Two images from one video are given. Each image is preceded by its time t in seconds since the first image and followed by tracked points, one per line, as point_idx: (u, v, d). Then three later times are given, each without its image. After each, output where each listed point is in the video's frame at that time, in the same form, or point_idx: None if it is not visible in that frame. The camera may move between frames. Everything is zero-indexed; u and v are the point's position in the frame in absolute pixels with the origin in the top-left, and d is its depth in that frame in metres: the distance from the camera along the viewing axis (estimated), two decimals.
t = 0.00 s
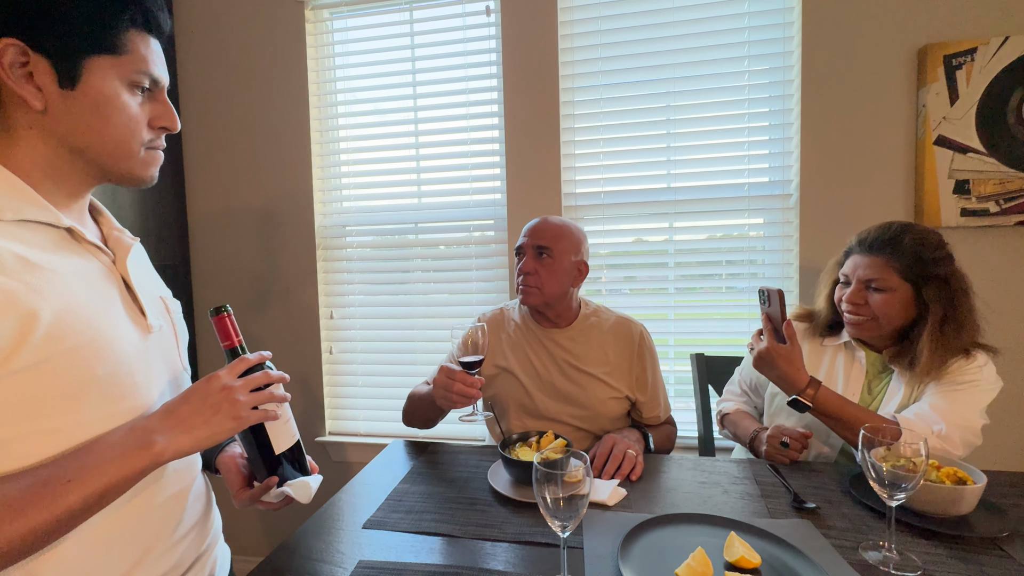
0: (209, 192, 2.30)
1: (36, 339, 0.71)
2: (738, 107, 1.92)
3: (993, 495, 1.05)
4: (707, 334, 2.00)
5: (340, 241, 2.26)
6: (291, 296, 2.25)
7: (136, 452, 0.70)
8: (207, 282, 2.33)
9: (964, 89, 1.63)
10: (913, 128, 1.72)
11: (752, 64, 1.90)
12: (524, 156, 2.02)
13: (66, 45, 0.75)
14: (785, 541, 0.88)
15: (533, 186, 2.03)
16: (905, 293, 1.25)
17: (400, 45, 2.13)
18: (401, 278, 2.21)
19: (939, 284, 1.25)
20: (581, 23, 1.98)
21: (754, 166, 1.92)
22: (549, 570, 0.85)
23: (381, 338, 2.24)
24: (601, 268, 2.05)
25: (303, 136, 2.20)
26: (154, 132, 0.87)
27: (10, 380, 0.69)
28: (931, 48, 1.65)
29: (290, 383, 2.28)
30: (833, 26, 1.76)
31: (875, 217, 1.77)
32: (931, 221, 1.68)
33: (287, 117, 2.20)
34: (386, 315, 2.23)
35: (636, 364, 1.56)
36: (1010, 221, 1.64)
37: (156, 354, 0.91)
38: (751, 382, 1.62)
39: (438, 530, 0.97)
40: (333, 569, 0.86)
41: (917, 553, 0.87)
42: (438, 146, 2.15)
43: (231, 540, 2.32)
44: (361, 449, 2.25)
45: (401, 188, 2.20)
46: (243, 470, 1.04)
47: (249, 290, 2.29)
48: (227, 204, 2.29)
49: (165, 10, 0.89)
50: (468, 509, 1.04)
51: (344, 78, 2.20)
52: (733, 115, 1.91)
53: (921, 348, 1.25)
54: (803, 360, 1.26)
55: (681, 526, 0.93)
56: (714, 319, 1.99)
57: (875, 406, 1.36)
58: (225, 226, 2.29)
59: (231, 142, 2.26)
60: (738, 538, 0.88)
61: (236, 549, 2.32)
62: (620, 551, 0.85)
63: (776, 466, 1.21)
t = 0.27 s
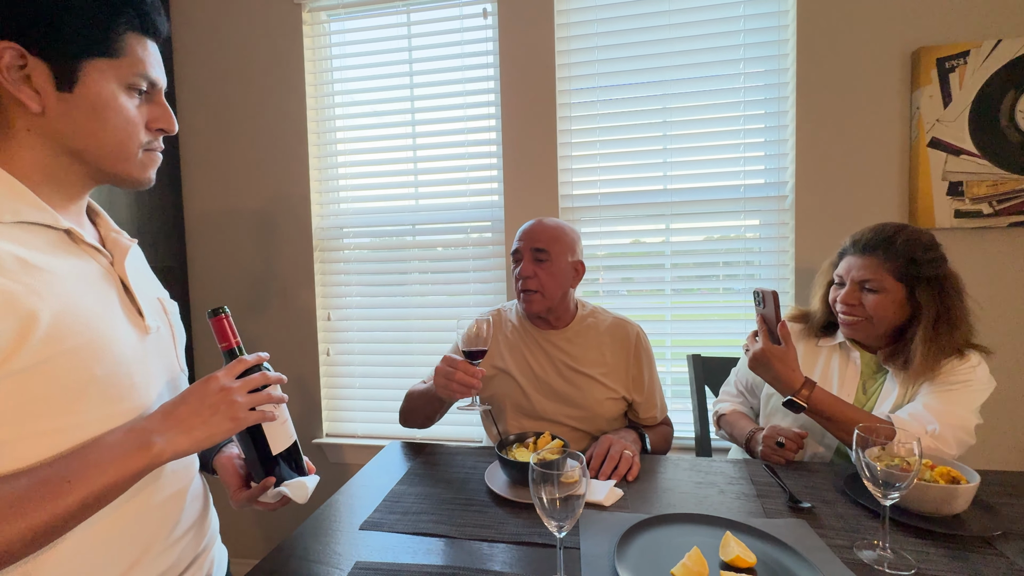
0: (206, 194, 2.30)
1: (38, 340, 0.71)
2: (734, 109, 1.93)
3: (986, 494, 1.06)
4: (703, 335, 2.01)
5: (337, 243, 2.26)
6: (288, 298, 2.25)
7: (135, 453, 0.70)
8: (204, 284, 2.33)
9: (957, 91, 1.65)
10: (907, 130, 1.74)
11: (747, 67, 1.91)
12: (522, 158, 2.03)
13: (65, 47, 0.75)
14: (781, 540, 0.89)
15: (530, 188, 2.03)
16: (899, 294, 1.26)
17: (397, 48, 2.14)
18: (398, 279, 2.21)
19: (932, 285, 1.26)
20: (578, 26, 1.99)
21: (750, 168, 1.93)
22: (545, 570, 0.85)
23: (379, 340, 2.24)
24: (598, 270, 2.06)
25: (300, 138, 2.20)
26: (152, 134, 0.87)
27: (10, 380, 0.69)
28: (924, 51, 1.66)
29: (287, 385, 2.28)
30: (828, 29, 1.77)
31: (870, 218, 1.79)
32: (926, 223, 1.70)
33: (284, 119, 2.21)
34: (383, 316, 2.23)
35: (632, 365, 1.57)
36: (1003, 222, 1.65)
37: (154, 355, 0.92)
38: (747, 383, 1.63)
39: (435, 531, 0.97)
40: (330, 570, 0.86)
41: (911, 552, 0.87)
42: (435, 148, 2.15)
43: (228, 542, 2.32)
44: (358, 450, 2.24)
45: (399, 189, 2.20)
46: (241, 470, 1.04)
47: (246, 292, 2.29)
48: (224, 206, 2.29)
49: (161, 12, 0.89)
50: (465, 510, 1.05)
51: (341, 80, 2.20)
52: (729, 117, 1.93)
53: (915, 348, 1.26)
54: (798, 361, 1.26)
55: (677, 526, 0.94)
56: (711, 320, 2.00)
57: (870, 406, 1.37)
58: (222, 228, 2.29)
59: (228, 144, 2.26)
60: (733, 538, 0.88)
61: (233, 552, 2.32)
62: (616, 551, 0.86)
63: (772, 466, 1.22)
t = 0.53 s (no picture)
0: (201, 196, 2.29)
1: (38, 339, 0.71)
2: (729, 111, 1.94)
3: (981, 495, 1.07)
4: (700, 336, 2.01)
5: (333, 245, 2.25)
6: (283, 301, 2.24)
7: (137, 456, 0.69)
8: (198, 287, 2.32)
9: (949, 94, 1.66)
10: (900, 132, 1.75)
11: (742, 69, 1.92)
12: (518, 160, 2.03)
13: (56, 46, 0.75)
14: (778, 541, 0.89)
15: (527, 190, 2.03)
16: (894, 295, 1.27)
17: (393, 49, 2.13)
18: (394, 282, 2.20)
19: (926, 286, 1.27)
20: (574, 28, 1.99)
21: (745, 170, 1.94)
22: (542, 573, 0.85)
23: (375, 342, 2.24)
24: (595, 271, 2.06)
25: (296, 140, 2.20)
26: (146, 134, 0.86)
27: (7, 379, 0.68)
28: (917, 54, 1.68)
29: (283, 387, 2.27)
30: (822, 32, 1.78)
31: (864, 219, 1.79)
32: (919, 224, 1.71)
33: (280, 122, 2.20)
34: (379, 318, 2.23)
35: (629, 366, 1.57)
36: (996, 223, 1.66)
37: (153, 353, 0.91)
38: (744, 384, 1.64)
39: (432, 534, 0.97)
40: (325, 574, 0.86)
41: (907, 553, 0.88)
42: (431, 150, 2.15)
43: (223, 547, 2.30)
44: (354, 453, 2.23)
45: (395, 192, 2.20)
46: (237, 470, 1.03)
47: (242, 295, 2.28)
48: (219, 208, 2.28)
49: (155, 13, 0.89)
50: (461, 513, 1.04)
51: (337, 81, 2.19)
52: (724, 119, 1.93)
53: (910, 349, 1.27)
54: (794, 362, 1.27)
55: (674, 528, 0.94)
56: (707, 321, 2.00)
57: (865, 407, 1.37)
58: (216, 230, 2.28)
59: (223, 146, 2.26)
60: (730, 539, 0.88)
61: (228, 556, 2.30)
62: (613, 553, 0.86)
63: (768, 467, 1.22)
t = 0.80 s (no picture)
0: (197, 199, 2.28)
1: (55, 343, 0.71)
2: (726, 113, 1.94)
3: (978, 495, 1.07)
4: (697, 338, 2.01)
5: (330, 247, 2.25)
6: (280, 303, 2.23)
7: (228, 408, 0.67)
8: (195, 289, 2.31)
9: (944, 96, 1.67)
10: (896, 134, 1.76)
11: (738, 71, 1.93)
12: (515, 162, 2.03)
13: (64, 52, 0.74)
14: (776, 543, 0.89)
15: (524, 192, 2.03)
16: (890, 295, 1.27)
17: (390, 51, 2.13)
18: (391, 284, 2.20)
19: (923, 286, 1.27)
20: (570, 31, 2.00)
21: (741, 171, 1.95)
22: None
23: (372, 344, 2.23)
24: (592, 273, 2.06)
25: (293, 142, 2.19)
26: (149, 137, 0.86)
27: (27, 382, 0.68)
28: (911, 56, 1.68)
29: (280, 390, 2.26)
30: (817, 34, 1.79)
31: (860, 221, 1.80)
32: (915, 225, 1.71)
33: (276, 124, 2.20)
34: (377, 321, 2.22)
35: (626, 368, 1.57)
36: (991, 224, 1.67)
37: (155, 356, 0.92)
38: (741, 385, 1.64)
39: (429, 538, 0.96)
40: None
41: (905, 554, 0.88)
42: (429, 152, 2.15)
43: (220, 551, 2.29)
44: (352, 456, 2.22)
45: (393, 194, 2.19)
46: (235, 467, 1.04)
47: (238, 297, 2.27)
48: (215, 211, 2.27)
49: (154, 16, 0.89)
50: (459, 516, 1.04)
51: (334, 83, 2.19)
52: (720, 121, 1.94)
53: (906, 349, 1.27)
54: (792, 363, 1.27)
55: (673, 530, 0.94)
56: (705, 323, 2.00)
57: (863, 407, 1.37)
58: (213, 233, 2.28)
59: (219, 149, 2.25)
60: (729, 541, 0.88)
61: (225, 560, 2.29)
62: (612, 556, 0.85)
63: (766, 468, 1.22)
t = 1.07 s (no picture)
0: (190, 202, 2.27)
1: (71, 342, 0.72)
2: (720, 116, 1.95)
3: (971, 496, 1.07)
4: (692, 340, 2.01)
5: (325, 250, 2.24)
6: (274, 306, 2.23)
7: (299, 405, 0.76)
8: (188, 293, 2.30)
9: (935, 100, 1.68)
10: (888, 137, 1.77)
11: (732, 74, 1.93)
12: (511, 164, 2.03)
13: (90, 66, 0.74)
14: (772, 545, 0.89)
15: (519, 195, 2.03)
16: (883, 296, 1.28)
17: (385, 54, 2.13)
18: (386, 286, 2.19)
19: (915, 287, 1.28)
20: (565, 34, 2.01)
21: (736, 174, 1.96)
22: None
23: (367, 347, 2.22)
24: (588, 276, 2.06)
25: (287, 145, 2.18)
26: (163, 148, 0.86)
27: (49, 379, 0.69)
28: (902, 61, 1.70)
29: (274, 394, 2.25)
30: (810, 38, 1.80)
31: (853, 223, 1.81)
32: (907, 228, 1.72)
33: (270, 127, 2.19)
34: (372, 324, 2.21)
35: (622, 370, 1.57)
36: (982, 227, 1.69)
37: (159, 359, 0.94)
38: (736, 387, 1.64)
39: (424, 542, 0.96)
40: None
41: (900, 554, 0.88)
42: (424, 155, 2.15)
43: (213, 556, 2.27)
44: (347, 460, 2.21)
45: (388, 196, 2.19)
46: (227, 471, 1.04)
47: (232, 301, 2.26)
48: (209, 214, 2.26)
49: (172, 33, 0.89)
50: (455, 520, 1.03)
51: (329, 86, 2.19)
52: (714, 125, 1.95)
53: (899, 350, 1.28)
54: (787, 365, 1.27)
55: (669, 532, 0.94)
56: (700, 325, 2.01)
57: (857, 409, 1.38)
58: (206, 236, 2.26)
59: (212, 152, 2.24)
60: (725, 543, 0.88)
61: (218, 566, 2.27)
62: (608, 559, 0.85)
63: (762, 470, 1.22)
